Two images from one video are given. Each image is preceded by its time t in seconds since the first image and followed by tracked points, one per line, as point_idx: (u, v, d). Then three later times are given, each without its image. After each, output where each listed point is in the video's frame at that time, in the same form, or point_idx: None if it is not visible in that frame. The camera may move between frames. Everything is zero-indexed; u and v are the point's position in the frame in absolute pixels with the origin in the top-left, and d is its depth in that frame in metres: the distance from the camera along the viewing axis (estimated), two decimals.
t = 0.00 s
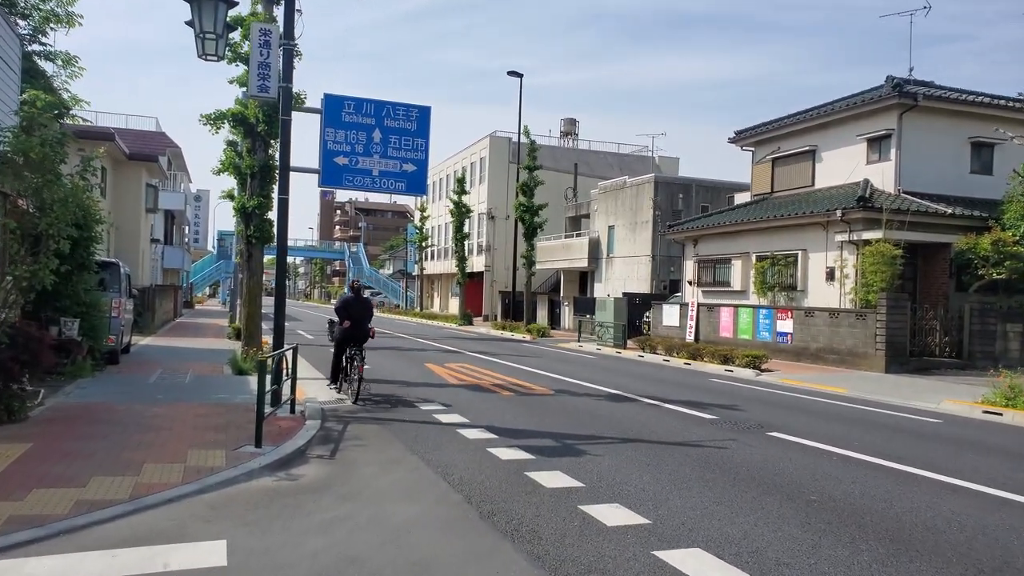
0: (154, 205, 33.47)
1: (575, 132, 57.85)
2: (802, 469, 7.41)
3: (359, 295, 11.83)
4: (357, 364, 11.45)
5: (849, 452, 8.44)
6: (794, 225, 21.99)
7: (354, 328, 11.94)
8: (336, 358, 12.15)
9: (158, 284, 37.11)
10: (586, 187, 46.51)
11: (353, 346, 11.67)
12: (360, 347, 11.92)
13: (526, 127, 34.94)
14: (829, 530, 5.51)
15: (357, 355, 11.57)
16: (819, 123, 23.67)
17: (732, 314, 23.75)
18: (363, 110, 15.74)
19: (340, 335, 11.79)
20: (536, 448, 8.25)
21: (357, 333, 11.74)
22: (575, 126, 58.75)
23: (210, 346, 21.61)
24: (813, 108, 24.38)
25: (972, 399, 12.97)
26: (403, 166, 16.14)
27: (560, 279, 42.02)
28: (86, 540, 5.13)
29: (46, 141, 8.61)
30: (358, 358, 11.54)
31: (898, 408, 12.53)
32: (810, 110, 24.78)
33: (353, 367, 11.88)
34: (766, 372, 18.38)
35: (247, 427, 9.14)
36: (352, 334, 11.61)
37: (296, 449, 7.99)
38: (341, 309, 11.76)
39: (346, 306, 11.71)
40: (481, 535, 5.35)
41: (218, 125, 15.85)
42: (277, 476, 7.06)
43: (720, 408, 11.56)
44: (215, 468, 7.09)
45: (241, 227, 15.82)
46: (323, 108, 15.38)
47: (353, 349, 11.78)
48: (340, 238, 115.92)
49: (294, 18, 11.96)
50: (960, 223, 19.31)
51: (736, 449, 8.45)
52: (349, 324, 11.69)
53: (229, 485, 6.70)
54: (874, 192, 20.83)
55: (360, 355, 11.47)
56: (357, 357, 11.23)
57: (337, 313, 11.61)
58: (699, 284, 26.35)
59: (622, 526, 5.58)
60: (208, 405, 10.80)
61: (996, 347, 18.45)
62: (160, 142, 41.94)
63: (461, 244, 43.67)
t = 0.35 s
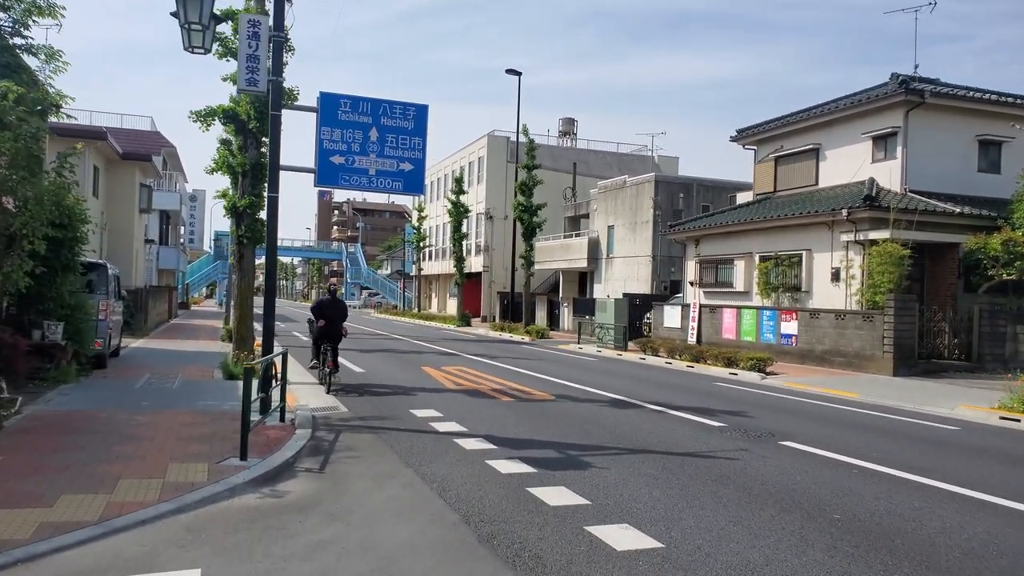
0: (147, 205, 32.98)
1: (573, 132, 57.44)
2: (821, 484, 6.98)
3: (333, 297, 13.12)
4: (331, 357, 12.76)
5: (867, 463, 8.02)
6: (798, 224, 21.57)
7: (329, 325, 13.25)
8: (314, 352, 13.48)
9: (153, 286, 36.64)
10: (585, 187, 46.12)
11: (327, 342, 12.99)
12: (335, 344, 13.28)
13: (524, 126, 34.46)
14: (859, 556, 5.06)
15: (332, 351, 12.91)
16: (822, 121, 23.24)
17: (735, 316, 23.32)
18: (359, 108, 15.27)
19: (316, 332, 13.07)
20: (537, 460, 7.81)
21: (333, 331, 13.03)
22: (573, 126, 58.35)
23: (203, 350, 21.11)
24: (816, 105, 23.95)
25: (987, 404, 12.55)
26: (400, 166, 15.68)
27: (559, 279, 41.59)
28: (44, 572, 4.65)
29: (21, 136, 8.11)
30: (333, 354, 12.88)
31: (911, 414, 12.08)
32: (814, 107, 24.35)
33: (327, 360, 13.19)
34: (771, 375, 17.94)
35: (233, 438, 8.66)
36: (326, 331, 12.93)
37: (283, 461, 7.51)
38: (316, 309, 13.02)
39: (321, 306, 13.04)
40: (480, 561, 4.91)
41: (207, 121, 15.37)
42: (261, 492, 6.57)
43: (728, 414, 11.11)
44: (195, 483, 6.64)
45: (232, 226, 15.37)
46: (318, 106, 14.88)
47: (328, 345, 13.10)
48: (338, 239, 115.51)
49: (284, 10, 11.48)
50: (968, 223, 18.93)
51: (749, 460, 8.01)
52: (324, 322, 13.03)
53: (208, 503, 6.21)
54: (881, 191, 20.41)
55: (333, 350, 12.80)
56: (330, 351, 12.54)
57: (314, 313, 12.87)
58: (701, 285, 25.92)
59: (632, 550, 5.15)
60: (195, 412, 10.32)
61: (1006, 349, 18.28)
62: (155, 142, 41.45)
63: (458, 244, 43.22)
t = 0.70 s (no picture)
0: (142, 203, 32.53)
1: (573, 130, 56.98)
2: (844, 497, 6.52)
3: (315, 295, 14.30)
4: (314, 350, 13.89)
5: (890, 472, 7.56)
6: (805, 223, 21.11)
7: (311, 322, 14.43)
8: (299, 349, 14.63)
9: (149, 285, 36.20)
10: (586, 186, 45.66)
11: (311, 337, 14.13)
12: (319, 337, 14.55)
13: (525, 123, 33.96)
14: None
15: (315, 345, 14.14)
16: (828, 117, 22.81)
17: (739, 316, 22.89)
18: (357, 106, 14.83)
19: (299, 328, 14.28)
20: (541, 470, 7.34)
21: (315, 327, 14.23)
22: (573, 124, 57.91)
23: (196, 350, 20.68)
24: (822, 102, 23.53)
25: (1005, 407, 12.11)
26: (397, 163, 15.18)
27: (559, 279, 41.17)
28: None
29: None
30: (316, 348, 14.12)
31: (927, 418, 11.64)
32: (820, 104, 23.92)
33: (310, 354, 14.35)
34: (777, 377, 17.52)
35: (218, 445, 8.20)
36: (309, 327, 14.08)
37: (270, 471, 7.05)
38: (300, 307, 14.22)
39: (303, 304, 14.23)
40: None
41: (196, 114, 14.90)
42: (244, 506, 6.11)
43: (737, 419, 10.67)
44: (174, 495, 6.16)
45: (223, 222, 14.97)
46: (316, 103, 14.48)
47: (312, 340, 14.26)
48: (336, 238, 115.08)
49: None
50: (980, 220, 18.49)
51: (765, 469, 7.54)
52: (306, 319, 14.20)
53: (185, 518, 5.75)
54: (889, 189, 19.97)
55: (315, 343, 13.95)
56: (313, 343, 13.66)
57: (296, 311, 13.99)
58: (704, 285, 25.50)
59: (646, 573, 4.70)
60: (180, 417, 9.87)
61: (1017, 350, 17.89)
62: (152, 139, 40.88)
63: (457, 243, 42.78)
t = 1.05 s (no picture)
0: (136, 201, 32.02)
1: (573, 129, 56.51)
2: (863, 509, 6.07)
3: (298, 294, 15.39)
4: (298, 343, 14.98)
5: (909, 479, 7.12)
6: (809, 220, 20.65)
7: (294, 319, 15.51)
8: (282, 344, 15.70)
9: (144, 284, 35.69)
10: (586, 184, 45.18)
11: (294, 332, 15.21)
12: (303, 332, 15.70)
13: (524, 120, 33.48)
14: None
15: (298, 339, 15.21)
16: (833, 112, 22.36)
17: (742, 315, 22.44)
18: (353, 102, 14.38)
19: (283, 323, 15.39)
20: (538, 478, 6.89)
21: (298, 322, 15.35)
22: (573, 122, 57.43)
23: (188, 350, 20.23)
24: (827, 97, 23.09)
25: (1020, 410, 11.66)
26: (395, 161, 14.74)
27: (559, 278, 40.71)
28: None
29: None
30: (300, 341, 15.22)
31: (941, 421, 11.19)
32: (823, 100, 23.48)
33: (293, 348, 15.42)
34: (783, 378, 17.07)
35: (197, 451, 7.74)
36: (293, 323, 15.15)
37: (248, 480, 6.59)
38: (284, 305, 15.30)
39: (288, 302, 15.29)
40: None
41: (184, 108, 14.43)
42: (217, 520, 5.66)
43: (744, 423, 10.22)
44: (142, 507, 5.70)
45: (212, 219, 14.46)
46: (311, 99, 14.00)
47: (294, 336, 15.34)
48: (335, 238, 114.59)
49: None
50: (989, 217, 18.07)
51: (777, 478, 7.08)
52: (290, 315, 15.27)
53: (152, 534, 5.29)
54: (896, 185, 19.52)
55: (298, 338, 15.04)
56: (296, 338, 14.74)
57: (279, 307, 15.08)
58: (706, 284, 25.05)
59: None
60: (161, 421, 9.41)
61: None
62: (147, 137, 40.36)
63: (456, 242, 42.30)
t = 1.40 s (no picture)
0: (131, 200, 31.62)
1: (573, 128, 56.10)
2: (880, 525, 5.65)
3: (285, 294, 16.68)
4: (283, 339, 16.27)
5: (927, 490, 6.70)
6: (813, 218, 20.23)
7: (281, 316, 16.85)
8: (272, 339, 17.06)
9: (140, 284, 35.29)
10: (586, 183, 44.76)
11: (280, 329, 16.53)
12: (289, 330, 16.90)
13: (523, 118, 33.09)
14: None
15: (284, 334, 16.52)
16: (837, 109, 21.95)
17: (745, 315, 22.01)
18: (350, 101, 14.56)
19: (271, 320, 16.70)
20: (532, 490, 6.47)
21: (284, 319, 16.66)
22: (573, 121, 57.01)
23: (179, 352, 19.80)
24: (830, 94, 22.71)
25: None
26: (392, 159, 14.96)
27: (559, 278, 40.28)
28: None
29: None
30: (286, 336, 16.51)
31: (954, 425, 10.77)
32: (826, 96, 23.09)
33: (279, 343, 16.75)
34: (787, 380, 16.63)
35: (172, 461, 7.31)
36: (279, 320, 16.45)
37: (223, 493, 6.17)
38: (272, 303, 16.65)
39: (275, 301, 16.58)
40: None
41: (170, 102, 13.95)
42: (184, 538, 5.23)
43: (749, 428, 9.81)
44: (105, 524, 5.28)
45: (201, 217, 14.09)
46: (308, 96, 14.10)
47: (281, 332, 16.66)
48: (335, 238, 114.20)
49: None
50: (997, 214, 17.65)
51: (786, 488, 6.67)
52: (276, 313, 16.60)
53: (111, 554, 4.86)
54: (901, 183, 19.09)
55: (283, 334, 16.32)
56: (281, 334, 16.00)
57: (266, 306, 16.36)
58: (708, 283, 24.64)
59: None
60: (140, 426, 8.99)
61: None
62: (143, 137, 40.02)
63: (455, 241, 41.88)
